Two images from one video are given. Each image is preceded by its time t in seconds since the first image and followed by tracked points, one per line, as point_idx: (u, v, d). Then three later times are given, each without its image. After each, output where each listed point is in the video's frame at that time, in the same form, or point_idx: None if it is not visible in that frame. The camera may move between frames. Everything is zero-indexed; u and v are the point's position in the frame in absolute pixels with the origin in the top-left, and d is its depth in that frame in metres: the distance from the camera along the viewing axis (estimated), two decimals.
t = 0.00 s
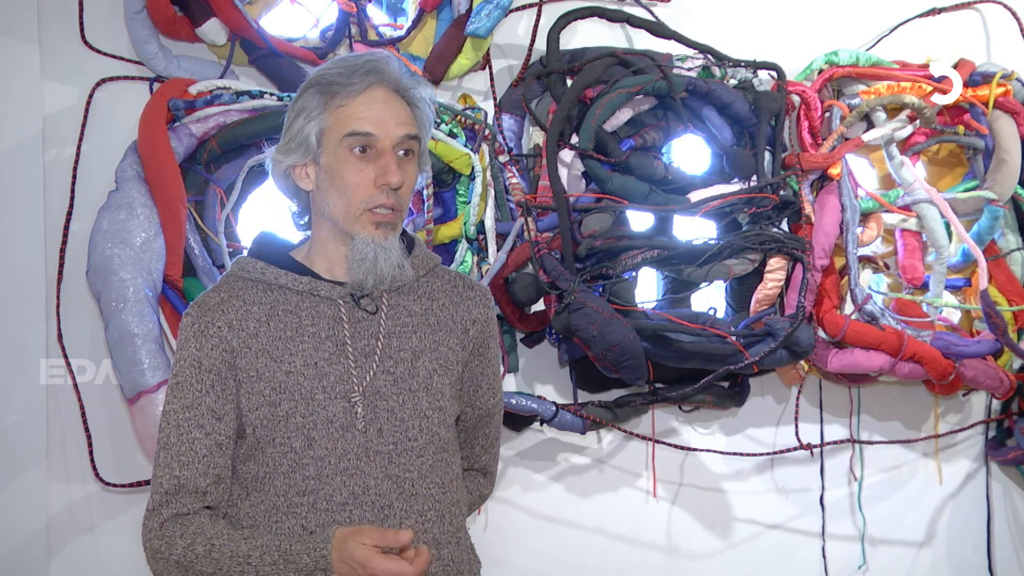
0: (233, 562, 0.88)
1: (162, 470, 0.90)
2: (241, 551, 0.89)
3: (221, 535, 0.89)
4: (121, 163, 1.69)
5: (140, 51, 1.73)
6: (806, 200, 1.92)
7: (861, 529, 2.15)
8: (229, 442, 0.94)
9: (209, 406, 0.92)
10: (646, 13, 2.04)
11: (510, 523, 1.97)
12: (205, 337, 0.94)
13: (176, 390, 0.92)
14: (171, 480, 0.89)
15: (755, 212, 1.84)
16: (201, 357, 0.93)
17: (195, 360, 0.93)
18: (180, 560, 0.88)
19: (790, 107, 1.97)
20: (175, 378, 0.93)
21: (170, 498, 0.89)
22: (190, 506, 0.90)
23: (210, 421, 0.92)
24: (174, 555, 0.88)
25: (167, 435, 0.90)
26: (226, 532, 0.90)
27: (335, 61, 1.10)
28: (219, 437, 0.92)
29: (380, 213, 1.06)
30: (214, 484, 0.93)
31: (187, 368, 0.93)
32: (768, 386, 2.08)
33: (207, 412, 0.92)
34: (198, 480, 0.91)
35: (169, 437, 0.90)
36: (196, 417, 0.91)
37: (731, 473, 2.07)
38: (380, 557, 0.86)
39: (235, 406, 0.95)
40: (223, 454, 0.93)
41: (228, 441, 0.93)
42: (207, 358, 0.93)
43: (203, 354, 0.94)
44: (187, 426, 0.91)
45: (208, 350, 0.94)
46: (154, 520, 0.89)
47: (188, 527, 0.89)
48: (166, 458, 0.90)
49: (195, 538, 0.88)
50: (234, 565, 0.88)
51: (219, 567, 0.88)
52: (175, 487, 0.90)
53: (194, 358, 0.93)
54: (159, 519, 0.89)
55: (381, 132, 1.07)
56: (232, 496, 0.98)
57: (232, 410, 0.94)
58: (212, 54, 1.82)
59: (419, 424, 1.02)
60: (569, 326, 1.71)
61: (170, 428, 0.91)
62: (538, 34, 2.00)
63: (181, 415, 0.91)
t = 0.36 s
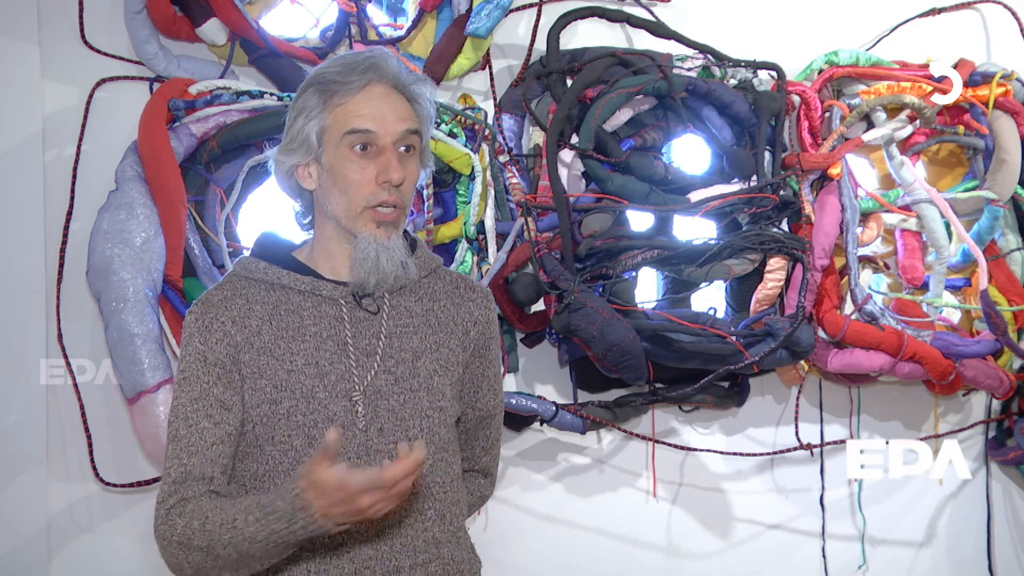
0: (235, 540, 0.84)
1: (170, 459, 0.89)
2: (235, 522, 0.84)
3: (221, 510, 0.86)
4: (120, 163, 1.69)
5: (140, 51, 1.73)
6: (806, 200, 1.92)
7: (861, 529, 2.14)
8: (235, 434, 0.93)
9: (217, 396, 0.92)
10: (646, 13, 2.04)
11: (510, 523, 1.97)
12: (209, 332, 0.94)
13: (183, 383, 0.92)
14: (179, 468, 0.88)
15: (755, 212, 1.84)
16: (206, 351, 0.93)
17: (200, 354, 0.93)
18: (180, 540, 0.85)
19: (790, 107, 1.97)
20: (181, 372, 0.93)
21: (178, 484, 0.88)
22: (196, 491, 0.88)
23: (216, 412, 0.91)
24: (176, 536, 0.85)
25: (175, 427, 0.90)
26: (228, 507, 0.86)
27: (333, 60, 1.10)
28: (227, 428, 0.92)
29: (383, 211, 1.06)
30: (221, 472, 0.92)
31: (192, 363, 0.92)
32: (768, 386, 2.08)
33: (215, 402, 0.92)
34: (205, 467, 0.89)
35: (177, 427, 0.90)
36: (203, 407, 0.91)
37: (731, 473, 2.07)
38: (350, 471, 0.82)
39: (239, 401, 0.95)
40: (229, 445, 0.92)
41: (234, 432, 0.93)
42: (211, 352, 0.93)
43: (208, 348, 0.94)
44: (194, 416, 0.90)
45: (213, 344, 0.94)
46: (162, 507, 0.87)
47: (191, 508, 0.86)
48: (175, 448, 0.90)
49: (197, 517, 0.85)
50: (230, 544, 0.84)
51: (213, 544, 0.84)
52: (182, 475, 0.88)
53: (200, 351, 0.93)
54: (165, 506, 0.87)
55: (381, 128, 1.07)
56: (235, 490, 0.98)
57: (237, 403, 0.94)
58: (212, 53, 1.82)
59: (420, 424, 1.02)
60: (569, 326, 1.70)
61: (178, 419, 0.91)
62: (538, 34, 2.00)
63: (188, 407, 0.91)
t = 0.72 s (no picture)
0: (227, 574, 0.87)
1: (175, 466, 0.91)
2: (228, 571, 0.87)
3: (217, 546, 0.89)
4: (120, 163, 1.69)
5: (140, 51, 1.73)
6: (806, 200, 1.92)
7: (861, 529, 2.14)
8: (239, 438, 0.94)
9: (221, 401, 0.93)
10: (646, 13, 2.04)
11: (510, 523, 1.98)
12: (214, 335, 0.95)
13: (187, 387, 0.93)
14: (183, 475, 0.90)
15: (755, 212, 1.84)
16: (211, 354, 0.94)
17: (205, 358, 0.94)
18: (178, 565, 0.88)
19: (790, 107, 1.97)
20: (185, 376, 0.94)
21: (178, 498, 0.90)
22: (196, 505, 0.90)
23: (221, 418, 0.93)
24: (175, 559, 0.88)
25: (179, 432, 0.91)
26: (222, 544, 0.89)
27: (329, 65, 1.10)
28: (230, 433, 0.93)
29: (386, 213, 1.06)
30: (224, 480, 0.93)
31: (197, 366, 0.93)
32: (768, 386, 2.08)
33: (218, 407, 0.93)
34: (209, 475, 0.91)
35: (181, 433, 0.91)
36: (208, 412, 0.92)
37: (731, 473, 2.07)
38: None
39: (245, 403, 0.95)
40: (233, 450, 0.94)
41: (238, 437, 0.94)
42: (216, 357, 0.94)
43: (213, 351, 0.94)
44: (198, 421, 0.92)
45: (218, 347, 0.95)
46: (165, 517, 0.90)
47: (191, 533, 0.88)
48: (179, 455, 0.91)
49: (194, 545, 0.88)
50: None
51: None
52: (184, 485, 0.90)
53: (204, 355, 0.94)
54: (167, 518, 0.89)
55: (380, 132, 1.07)
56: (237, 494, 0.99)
57: (242, 406, 0.95)
58: (212, 53, 1.82)
59: (423, 425, 1.02)
60: (569, 326, 1.70)
61: (182, 424, 0.92)
62: (538, 34, 2.00)
63: (192, 411, 0.92)
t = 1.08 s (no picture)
0: None
1: (176, 465, 0.91)
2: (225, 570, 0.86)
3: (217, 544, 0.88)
4: (121, 163, 1.69)
5: (141, 51, 1.73)
6: (806, 200, 1.92)
7: (861, 529, 2.15)
8: (239, 437, 0.94)
9: (221, 401, 0.93)
10: (646, 13, 2.05)
11: (510, 523, 1.97)
12: (214, 336, 0.95)
13: (188, 387, 0.93)
14: (184, 474, 0.90)
15: (755, 212, 1.84)
16: (211, 355, 0.94)
17: (206, 358, 0.94)
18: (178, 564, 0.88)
19: (790, 107, 1.97)
20: (186, 376, 0.94)
21: (179, 499, 0.90)
22: (197, 504, 0.90)
23: (221, 417, 0.93)
24: (175, 558, 0.88)
25: (179, 432, 0.92)
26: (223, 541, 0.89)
27: (319, 67, 1.10)
28: (231, 432, 0.93)
29: (381, 210, 1.05)
30: (225, 479, 0.93)
31: (197, 367, 0.94)
32: (768, 386, 2.08)
33: (219, 407, 0.93)
34: (208, 475, 0.91)
35: (181, 433, 0.92)
36: (207, 412, 0.92)
37: (731, 473, 2.07)
38: None
39: (245, 401, 0.96)
40: (234, 449, 0.94)
41: (238, 436, 0.94)
42: (216, 357, 0.94)
43: (213, 351, 0.94)
44: (198, 421, 0.92)
45: (218, 348, 0.95)
46: (165, 516, 0.90)
47: (191, 531, 0.88)
48: (180, 453, 0.91)
49: (194, 543, 0.88)
50: None
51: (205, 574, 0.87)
52: (184, 484, 0.90)
53: (205, 355, 0.94)
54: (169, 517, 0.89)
55: (372, 130, 1.07)
56: (238, 492, 0.99)
57: (242, 406, 0.95)
58: (212, 53, 1.82)
59: (423, 423, 1.02)
60: (569, 326, 1.70)
61: (183, 423, 0.92)
62: (538, 34, 2.00)
63: (192, 411, 0.92)
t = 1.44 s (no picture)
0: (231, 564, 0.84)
1: (177, 455, 0.90)
2: (229, 558, 0.84)
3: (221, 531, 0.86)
4: (121, 163, 1.69)
5: (141, 51, 1.73)
6: (806, 200, 1.92)
7: (861, 529, 2.14)
8: (240, 430, 0.94)
9: (223, 393, 0.93)
10: (646, 13, 2.04)
11: (510, 523, 1.97)
12: (215, 331, 0.95)
13: (189, 381, 0.93)
14: (184, 464, 0.89)
15: (755, 212, 1.84)
16: (212, 350, 0.94)
17: (207, 352, 0.94)
18: (179, 550, 0.85)
19: (790, 107, 1.97)
20: (187, 370, 0.94)
21: (182, 486, 0.89)
22: (199, 491, 0.88)
23: (223, 409, 0.93)
24: (176, 545, 0.85)
25: (181, 424, 0.91)
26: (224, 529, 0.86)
27: (317, 69, 1.10)
28: (232, 424, 0.93)
29: (379, 211, 1.06)
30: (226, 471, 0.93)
31: (199, 361, 0.94)
32: (768, 386, 2.08)
33: (220, 399, 0.93)
34: (209, 464, 0.91)
35: (182, 425, 0.91)
36: (209, 404, 0.92)
37: (731, 473, 2.07)
38: None
39: (245, 396, 0.96)
40: (234, 441, 0.94)
41: (239, 428, 0.94)
42: (218, 351, 0.94)
43: (214, 347, 0.94)
44: (200, 413, 0.91)
45: (219, 343, 0.95)
46: (167, 505, 0.88)
47: (192, 517, 0.86)
48: (182, 444, 0.91)
49: (195, 531, 0.85)
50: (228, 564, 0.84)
51: (208, 559, 0.84)
52: (186, 473, 0.89)
53: (206, 350, 0.94)
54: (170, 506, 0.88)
55: (369, 132, 1.07)
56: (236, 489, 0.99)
57: (242, 400, 0.95)
58: (212, 53, 1.82)
59: (420, 421, 1.02)
60: (569, 326, 1.70)
61: (184, 416, 0.92)
62: (538, 34, 2.00)
63: (194, 403, 0.92)
